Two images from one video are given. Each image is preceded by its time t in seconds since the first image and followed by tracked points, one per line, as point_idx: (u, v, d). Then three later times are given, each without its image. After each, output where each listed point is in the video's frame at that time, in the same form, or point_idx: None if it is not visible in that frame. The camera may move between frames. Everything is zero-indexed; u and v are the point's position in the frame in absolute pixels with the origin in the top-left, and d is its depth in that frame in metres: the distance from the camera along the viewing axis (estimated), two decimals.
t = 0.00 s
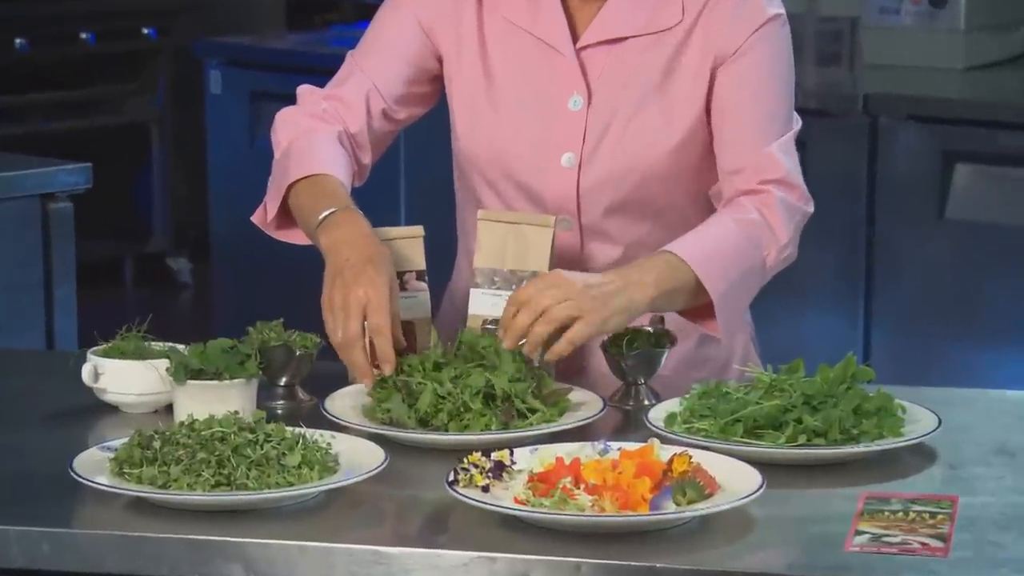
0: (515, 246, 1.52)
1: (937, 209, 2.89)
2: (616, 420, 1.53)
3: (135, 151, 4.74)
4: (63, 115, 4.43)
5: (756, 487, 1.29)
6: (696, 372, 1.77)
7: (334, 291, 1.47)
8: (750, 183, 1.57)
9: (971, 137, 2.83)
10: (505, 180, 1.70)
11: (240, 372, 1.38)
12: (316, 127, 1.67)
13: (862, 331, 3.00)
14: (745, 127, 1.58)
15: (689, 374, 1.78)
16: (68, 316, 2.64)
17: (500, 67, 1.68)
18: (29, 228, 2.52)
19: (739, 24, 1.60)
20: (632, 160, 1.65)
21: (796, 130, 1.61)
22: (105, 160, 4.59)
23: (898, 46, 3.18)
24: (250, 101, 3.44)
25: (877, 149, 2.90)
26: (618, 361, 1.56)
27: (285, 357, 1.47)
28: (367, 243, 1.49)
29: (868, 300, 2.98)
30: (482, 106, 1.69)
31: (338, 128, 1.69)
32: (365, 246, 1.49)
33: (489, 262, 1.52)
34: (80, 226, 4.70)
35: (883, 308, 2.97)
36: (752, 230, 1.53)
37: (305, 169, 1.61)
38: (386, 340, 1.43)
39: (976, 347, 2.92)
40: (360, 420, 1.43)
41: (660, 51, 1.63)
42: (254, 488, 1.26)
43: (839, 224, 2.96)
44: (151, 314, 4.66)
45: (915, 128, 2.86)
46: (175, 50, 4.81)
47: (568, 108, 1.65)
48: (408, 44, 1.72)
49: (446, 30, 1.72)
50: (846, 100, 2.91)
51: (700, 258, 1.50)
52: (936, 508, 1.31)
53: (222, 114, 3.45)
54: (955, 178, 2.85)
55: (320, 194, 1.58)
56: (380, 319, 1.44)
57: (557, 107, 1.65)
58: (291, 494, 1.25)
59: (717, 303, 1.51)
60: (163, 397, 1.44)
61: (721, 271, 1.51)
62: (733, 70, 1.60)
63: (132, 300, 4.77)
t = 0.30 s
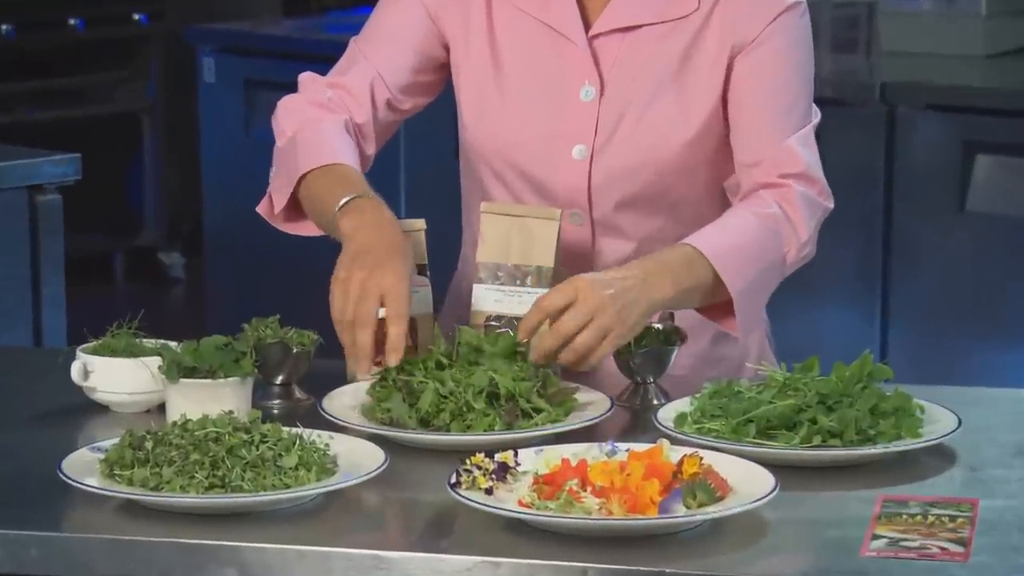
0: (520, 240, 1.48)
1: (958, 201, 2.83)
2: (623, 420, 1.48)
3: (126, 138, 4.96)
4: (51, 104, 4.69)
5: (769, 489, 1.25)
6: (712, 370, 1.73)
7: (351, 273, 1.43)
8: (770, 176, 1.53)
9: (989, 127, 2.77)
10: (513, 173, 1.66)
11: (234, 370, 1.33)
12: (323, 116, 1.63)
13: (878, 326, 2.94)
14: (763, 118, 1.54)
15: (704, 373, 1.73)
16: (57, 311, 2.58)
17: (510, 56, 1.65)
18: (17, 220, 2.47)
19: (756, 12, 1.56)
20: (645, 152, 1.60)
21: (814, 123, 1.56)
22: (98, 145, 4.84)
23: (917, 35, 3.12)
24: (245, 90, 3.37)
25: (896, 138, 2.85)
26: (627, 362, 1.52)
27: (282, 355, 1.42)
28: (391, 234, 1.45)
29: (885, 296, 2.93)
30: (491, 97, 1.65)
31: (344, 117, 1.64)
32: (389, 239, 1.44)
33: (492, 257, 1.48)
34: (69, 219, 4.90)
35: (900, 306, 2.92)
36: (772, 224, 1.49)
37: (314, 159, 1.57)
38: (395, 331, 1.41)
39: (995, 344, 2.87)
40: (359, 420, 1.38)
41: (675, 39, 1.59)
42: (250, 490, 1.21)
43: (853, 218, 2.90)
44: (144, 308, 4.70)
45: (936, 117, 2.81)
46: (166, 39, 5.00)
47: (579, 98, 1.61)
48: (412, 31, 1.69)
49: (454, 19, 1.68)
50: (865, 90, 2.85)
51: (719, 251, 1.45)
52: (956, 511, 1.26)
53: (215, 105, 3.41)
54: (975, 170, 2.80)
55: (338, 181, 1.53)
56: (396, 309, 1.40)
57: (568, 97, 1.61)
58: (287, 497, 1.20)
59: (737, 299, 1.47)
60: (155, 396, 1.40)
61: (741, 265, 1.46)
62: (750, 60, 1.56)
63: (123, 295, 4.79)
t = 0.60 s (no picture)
0: (525, 235, 1.45)
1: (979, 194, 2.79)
2: (632, 422, 1.44)
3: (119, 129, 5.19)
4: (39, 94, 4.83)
5: (784, 492, 1.20)
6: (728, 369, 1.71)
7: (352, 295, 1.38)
8: (773, 165, 1.49)
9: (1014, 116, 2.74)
10: (524, 164, 1.63)
11: (230, 368, 1.29)
12: (331, 108, 1.59)
13: (896, 322, 2.87)
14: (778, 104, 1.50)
15: (720, 373, 1.71)
16: (46, 306, 2.53)
17: (520, 44, 1.62)
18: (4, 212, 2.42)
19: None
20: (659, 141, 1.57)
21: (829, 109, 1.52)
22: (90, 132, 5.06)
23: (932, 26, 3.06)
24: (239, 79, 3.22)
25: (914, 126, 2.77)
26: (637, 357, 1.47)
27: (279, 353, 1.38)
28: (390, 246, 1.40)
29: (903, 289, 2.85)
30: (501, 86, 1.63)
31: (353, 108, 1.62)
32: (387, 250, 1.40)
33: (497, 252, 1.45)
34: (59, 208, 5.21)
35: (921, 303, 2.84)
36: (772, 215, 1.45)
37: (319, 155, 1.53)
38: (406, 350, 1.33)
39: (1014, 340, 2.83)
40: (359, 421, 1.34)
41: (689, 24, 1.56)
42: (246, 493, 1.17)
43: (870, 213, 2.82)
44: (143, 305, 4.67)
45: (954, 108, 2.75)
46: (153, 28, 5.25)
47: (591, 87, 1.58)
48: (422, 17, 1.66)
49: (464, 6, 1.65)
50: (880, 78, 2.78)
51: (711, 248, 1.41)
52: (978, 515, 1.21)
53: (210, 94, 3.24)
54: (997, 159, 2.76)
55: (335, 187, 1.49)
56: (403, 325, 1.33)
57: (580, 85, 1.59)
58: (285, 499, 1.16)
59: (733, 297, 1.43)
60: (146, 396, 1.36)
61: (736, 259, 1.42)
62: (766, 42, 1.52)
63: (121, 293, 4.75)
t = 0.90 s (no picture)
0: (531, 230, 1.44)
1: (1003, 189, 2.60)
2: (642, 423, 1.39)
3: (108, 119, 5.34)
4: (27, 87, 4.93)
5: (798, 495, 1.15)
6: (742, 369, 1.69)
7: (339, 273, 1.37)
8: (790, 154, 1.47)
9: None
10: (531, 156, 1.61)
11: (225, 368, 1.25)
12: (326, 95, 1.57)
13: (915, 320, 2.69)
14: (793, 89, 1.47)
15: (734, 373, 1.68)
16: (32, 305, 2.45)
17: (527, 33, 1.59)
18: None
19: None
20: (669, 130, 1.55)
21: (849, 90, 1.50)
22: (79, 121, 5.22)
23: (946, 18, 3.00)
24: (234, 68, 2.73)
25: (934, 118, 2.58)
26: (646, 359, 1.44)
27: (277, 352, 1.34)
28: (382, 235, 1.38)
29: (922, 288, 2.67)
30: (507, 76, 1.61)
31: (350, 96, 1.60)
32: (378, 239, 1.38)
33: (501, 247, 1.45)
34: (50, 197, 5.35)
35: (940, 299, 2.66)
36: (794, 208, 1.43)
37: (312, 141, 1.51)
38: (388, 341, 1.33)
39: None
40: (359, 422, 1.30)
41: (702, 11, 1.53)
42: (242, 496, 1.13)
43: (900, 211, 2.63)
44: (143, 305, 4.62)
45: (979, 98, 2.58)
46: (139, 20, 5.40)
47: (599, 76, 1.55)
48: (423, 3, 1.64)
49: None
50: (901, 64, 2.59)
51: (738, 251, 1.39)
52: (1000, 519, 1.16)
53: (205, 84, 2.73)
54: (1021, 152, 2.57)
55: (327, 176, 1.47)
56: (386, 317, 1.32)
57: (588, 75, 1.56)
58: (282, 503, 1.12)
59: (763, 296, 1.41)
60: (140, 395, 1.32)
61: (764, 259, 1.40)
62: (783, 26, 1.48)
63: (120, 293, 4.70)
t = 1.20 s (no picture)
0: (536, 222, 1.41)
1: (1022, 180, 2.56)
2: (650, 424, 1.34)
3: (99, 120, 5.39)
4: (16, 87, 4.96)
5: (813, 498, 1.11)
6: (754, 367, 1.66)
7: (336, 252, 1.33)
8: (827, 145, 1.44)
9: None
10: (536, 141, 1.60)
11: (219, 366, 1.21)
12: (318, 77, 1.54)
13: (933, 319, 2.64)
14: (818, 76, 1.45)
15: (746, 370, 1.66)
16: (19, 299, 2.33)
17: (534, 15, 1.58)
18: None
19: None
20: (679, 114, 1.53)
21: (879, 82, 1.49)
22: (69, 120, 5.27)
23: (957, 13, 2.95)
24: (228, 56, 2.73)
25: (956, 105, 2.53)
26: (655, 357, 1.39)
27: (272, 349, 1.30)
28: (384, 217, 1.35)
29: (942, 285, 2.62)
30: (514, 58, 1.59)
31: (343, 79, 1.56)
32: (379, 221, 1.34)
33: (505, 241, 1.42)
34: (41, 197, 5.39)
35: (959, 296, 2.62)
36: (832, 199, 1.40)
37: (304, 123, 1.47)
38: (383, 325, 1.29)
39: None
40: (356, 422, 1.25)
41: None
42: (235, 498, 1.09)
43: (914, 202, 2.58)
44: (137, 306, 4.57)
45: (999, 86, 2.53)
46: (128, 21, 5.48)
47: (608, 58, 1.54)
48: None
49: None
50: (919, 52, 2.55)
51: (771, 237, 1.35)
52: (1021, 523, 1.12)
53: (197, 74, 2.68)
54: None
55: (319, 154, 1.44)
56: (386, 299, 1.29)
57: (596, 57, 1.54)
58: (278, 506, 1.08)
59: (795, 285, 1.38)
60: (130, 395, 1.28)
61: (797, 246, 1.37)
62: (802, 12, 1.47)
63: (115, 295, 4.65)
